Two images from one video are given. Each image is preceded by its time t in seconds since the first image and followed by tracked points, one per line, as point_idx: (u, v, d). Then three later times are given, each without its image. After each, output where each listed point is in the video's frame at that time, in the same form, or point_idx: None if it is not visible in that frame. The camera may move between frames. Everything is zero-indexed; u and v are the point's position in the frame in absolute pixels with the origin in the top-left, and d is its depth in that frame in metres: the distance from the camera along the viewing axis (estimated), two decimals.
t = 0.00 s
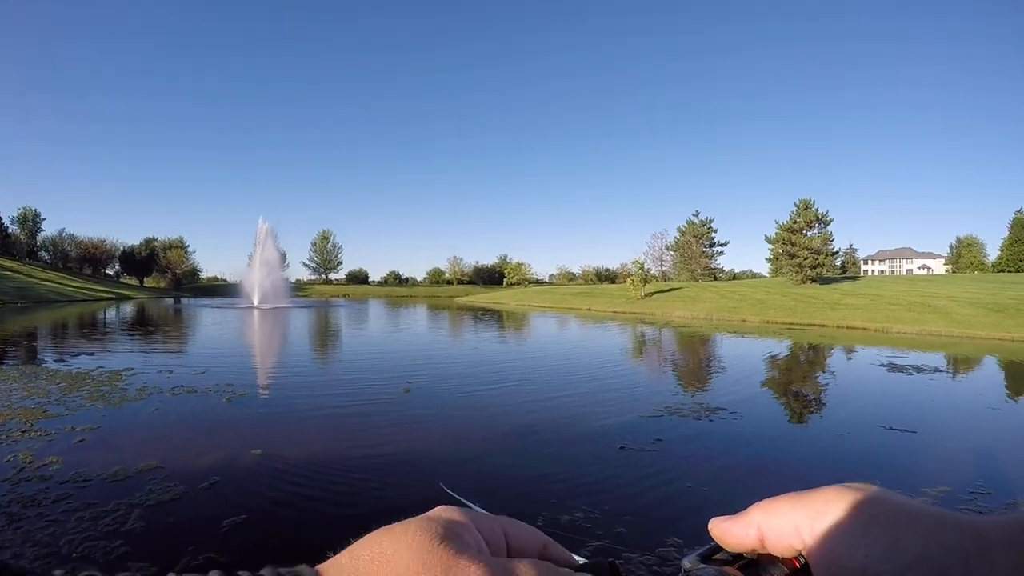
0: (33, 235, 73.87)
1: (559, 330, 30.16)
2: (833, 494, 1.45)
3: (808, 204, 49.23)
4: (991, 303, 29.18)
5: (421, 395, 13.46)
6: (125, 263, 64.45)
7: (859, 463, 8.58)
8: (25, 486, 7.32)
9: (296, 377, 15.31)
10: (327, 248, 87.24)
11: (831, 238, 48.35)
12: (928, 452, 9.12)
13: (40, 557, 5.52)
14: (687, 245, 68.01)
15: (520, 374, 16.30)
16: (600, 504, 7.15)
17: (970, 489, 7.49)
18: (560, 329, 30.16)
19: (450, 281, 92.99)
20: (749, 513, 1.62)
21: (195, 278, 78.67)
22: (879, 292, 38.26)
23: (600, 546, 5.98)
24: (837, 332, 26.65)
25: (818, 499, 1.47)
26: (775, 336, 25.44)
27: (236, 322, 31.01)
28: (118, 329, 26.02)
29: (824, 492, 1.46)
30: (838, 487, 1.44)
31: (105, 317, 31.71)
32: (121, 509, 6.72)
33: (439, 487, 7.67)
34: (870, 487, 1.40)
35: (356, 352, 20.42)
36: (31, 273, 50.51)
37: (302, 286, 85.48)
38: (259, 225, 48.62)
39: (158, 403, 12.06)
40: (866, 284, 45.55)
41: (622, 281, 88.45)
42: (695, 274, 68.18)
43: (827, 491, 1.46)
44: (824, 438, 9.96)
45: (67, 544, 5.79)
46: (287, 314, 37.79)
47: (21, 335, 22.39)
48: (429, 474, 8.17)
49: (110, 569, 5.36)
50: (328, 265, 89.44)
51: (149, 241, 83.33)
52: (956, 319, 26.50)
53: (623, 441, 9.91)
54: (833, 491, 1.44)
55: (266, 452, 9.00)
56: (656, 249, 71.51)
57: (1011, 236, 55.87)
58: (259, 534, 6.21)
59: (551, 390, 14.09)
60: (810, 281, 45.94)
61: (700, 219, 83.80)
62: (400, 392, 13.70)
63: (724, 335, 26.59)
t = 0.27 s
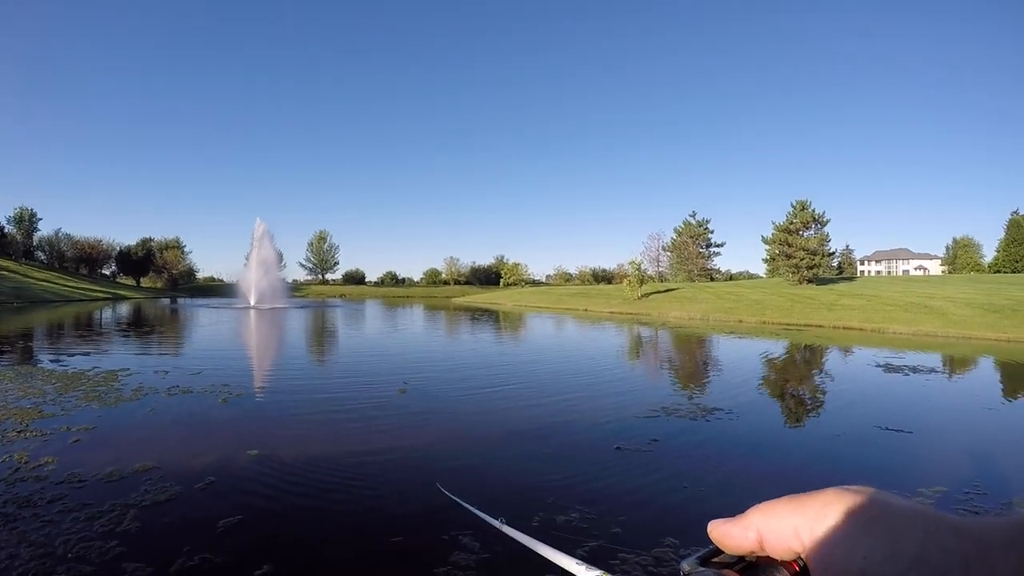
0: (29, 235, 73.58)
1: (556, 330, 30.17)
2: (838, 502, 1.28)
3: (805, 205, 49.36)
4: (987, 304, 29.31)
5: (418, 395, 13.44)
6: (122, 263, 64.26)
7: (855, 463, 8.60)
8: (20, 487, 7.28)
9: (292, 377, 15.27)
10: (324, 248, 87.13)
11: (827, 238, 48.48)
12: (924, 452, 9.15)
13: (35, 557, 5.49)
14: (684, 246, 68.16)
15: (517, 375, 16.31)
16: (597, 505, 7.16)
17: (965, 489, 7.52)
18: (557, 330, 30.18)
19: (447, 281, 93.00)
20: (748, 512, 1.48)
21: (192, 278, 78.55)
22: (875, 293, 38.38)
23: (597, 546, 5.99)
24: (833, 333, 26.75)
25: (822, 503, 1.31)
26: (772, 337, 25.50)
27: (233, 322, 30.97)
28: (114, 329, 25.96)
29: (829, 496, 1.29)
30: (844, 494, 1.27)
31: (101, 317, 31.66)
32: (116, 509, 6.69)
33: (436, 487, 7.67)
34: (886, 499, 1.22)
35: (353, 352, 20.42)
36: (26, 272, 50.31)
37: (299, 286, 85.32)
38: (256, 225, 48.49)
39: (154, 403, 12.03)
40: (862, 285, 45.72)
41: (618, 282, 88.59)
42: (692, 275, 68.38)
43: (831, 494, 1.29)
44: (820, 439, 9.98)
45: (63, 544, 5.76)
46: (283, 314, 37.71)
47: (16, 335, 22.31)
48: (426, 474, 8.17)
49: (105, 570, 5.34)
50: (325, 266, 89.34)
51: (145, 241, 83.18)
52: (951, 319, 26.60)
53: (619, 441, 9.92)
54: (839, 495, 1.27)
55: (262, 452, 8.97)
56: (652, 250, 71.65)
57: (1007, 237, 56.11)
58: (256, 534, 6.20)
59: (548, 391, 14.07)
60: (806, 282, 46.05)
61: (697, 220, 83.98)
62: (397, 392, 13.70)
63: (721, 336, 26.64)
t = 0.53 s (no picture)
0: (23, 235, 73.11)
1: (553, 329, 30.17)
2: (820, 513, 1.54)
3: (801, 203, 49.43)
4: (982, 301, 29.42)
5: (415, 394, 13.44)
6: (117, 263, 63.89)
7: (851, 460, 8.66)
8: (17, 488, 7.25)
9: (289, 376, 15.25)
10: (320, 247, 86.85)
11: (823, 236, 48.55)
12: (920, 449, 9.21)
13: (33, 559, 5.48)
14: (680, 244, 68.24)
15: (514, 373, 16.32)
16: (593, 502, 7.18)
17: (961, 486, 7.57)
18: (554, 328, 30.17)
19: (444, 280, 92.86)
20: (740, 533, 1.76)
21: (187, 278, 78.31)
22: (871, 290, 38.51)
23: (594, 544, 6.01)
24: (829, 330, 26.83)
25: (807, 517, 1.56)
26: (768, 335, 25.54)
27: (229, 322, 30.88)
28: (110, 329, 25.84)
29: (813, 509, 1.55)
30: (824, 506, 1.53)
31: (96, 317, 31.53)
32: (112, 510, 6.67)
33: (433, 486, 7.68)
34: (857, 505, 1.47)
35: (350, 351, 20.37)
36: (21, 272, 50.00)
37: (296, 285, 85.04)
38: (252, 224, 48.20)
39: (151, 403, 11.99)
40: (858, 282, 45.86)
41: (615, 280, 88.56)
42: (688, 273, 68.48)
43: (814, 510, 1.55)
44: (817, 436, 10.04)
45: (60, 545, 5.74)
46: (280, 313, 37.62)
47: (11, 335, 22.15)
48: (423, 473, 8.19)
49: (103, 571, 5.32)
50: (321, 265, 88.99)
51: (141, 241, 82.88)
52: (947, 317, 26.70)
53: (616, 439, 9.95)
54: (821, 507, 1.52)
55: (258, 452, 8.97)
56: (649, 247, 71.73)
57: (1004, 234, 56.18)
58: (253, 534, 6.20)
59: (545, 389, 14.10)
60: (803, 280, 46.14)
61: (693, 217, 84.03)
62: (393, 391, 13.68)
63: (717, 334, 26.67)
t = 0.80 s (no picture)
0: (20, 232, 72.80)
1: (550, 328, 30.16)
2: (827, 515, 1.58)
3: (799, 203, 49.49)
4: (980, 303, 29.48)
5: (413, 393, 13.44)
6: (114, 261, 63.65)
7: (848, 461, 8.67)
8: (13, 486, 7.24)
9: (287, 375, 15.24)
10: (318, 245, 86.70)
11: (821, 237, 48.62)
12: (917, 450, 9.23)
13: (29, 557, 5.46)
14: (678, 244, 68.29)
15: (512, 373, 16.32)
16: (590, 502, 7.18)
17: (958, 487, 7.58)
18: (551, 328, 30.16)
19: (441, 279, 92.75)
20: (749, 535, 1.80)
21: (185, 276, 78.19)
22: (868, 292, 38.58)
23: (591, 544, 6.02)
24: (827, 331, 26.87)
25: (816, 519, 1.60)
26: (766, 336, 25.58)
27: (227, 320, 30.84)
28: (107, 327, 25.77)
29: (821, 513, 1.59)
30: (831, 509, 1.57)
31: (93, 315, 31.47)
32: (109, 508, 6.66)
33: (431, 485, 7.68)
34: (862, 509, 1.52)
35: (347, 350, 20.33)
36: (17, 269, 49.81)
37: (293, 284, 84.87)
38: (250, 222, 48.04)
39: (148, 401, 11.95)
40: (855, 283, 45.96)
41: (613, 280, 88.55)
42: (686, 273, 68.54)
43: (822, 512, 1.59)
44: (814, 436, 10.07)
45: (56, 544, 5.73)
46: (277, 312, 37.56)
47: (7, 333, 22.06)
48: (420, 472, 8.18)
49: (99, 569, 5.31)
50: (319, 263, 88.77)
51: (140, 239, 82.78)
52: (945, 318, 26.76)
53: (613, 439, 9.96)
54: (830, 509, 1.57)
55: (256, 450, 8.96)
56: (647, 248, 71.73)
57: (1002, 235, 56.25)
58: (250, 533, 6.19)
59: (542, 389, 14.11)
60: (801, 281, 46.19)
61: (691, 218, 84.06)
62: (391, 390, 13.67)
63: (715, 334, 26.70)
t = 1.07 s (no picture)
0: (21, 231, 72.81)
1: (551, 325, 30.17)
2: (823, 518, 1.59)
3: (800, 199, 49.39)
4: (982, 298, 29.42)
5: (414, 390, 13.44)
6: (116, 259, 63.73)
7: (849, 458, 8.67)
8: (15, 485, 7.25)
9: (288, 373, 15.25)
10: (318, 243, 86.52)
11: (822, 233, 48.54)
12: (918, 446, 9.23)
13: (31, 556, 5.48)
14: (679, 240, 68.23)
15: (513, 370, 16.31)
16: (591, 499, 7.18)
17: (960, 483, 7.59)
18: (552, 324, 30.17)
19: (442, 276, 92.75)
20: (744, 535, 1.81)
21: (186, 274, 78.19)
22: (870, 287, 38.54)
23: (592, 541, 6.02)
24: (828, 327, 26.87)
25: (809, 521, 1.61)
26: (767, 332, 25.56)
27: (228, 317, 30.84)
28: (107, 325, 25.82)
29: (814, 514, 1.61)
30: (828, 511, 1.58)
31: (95, 314, 31.54)
32: (110, 507, 6.67)
33: (432, 482, 7.68)
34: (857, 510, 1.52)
35: (349, 347, 20.37)
36: (19, 268, 49.88)
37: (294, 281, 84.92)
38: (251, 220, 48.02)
39: (150, 399, 11.99)
40: (856, 279, 45.92)
41: (613, 277, 88.49)
42: (687, 270, 68.49)
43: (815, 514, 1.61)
44: (815, 433, 10.06)
45: (58, 543, 5.74)
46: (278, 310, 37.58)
47: (9, 332, 22.08)
48: (422, 469, 8.19)
49: (100, 568, 5.32)
50: (320, 261, 88.78)
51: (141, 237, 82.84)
52: (946, 314, 26.73)
53: (615, 435, 10.00)
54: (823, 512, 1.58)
55: (257, 448, 8.98)
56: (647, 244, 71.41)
57: (1004, 231, 56.13)
58: (251, 530, 6.21)
59: (543, 386, 14.10)
60: (802, 277, 46.14)
61: (692, 214, 83.98)
62: (392, 387, 13.72)
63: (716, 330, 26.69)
